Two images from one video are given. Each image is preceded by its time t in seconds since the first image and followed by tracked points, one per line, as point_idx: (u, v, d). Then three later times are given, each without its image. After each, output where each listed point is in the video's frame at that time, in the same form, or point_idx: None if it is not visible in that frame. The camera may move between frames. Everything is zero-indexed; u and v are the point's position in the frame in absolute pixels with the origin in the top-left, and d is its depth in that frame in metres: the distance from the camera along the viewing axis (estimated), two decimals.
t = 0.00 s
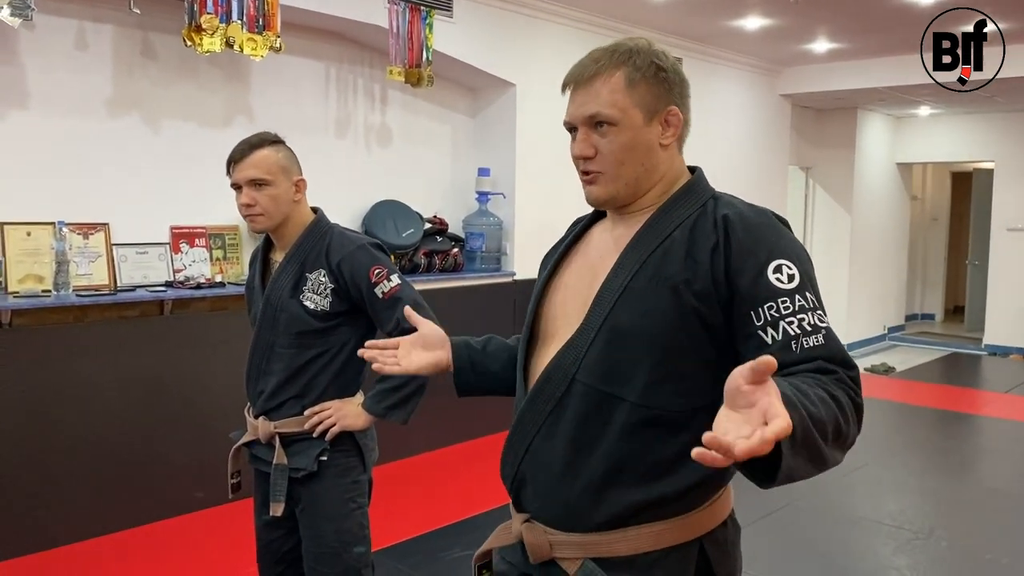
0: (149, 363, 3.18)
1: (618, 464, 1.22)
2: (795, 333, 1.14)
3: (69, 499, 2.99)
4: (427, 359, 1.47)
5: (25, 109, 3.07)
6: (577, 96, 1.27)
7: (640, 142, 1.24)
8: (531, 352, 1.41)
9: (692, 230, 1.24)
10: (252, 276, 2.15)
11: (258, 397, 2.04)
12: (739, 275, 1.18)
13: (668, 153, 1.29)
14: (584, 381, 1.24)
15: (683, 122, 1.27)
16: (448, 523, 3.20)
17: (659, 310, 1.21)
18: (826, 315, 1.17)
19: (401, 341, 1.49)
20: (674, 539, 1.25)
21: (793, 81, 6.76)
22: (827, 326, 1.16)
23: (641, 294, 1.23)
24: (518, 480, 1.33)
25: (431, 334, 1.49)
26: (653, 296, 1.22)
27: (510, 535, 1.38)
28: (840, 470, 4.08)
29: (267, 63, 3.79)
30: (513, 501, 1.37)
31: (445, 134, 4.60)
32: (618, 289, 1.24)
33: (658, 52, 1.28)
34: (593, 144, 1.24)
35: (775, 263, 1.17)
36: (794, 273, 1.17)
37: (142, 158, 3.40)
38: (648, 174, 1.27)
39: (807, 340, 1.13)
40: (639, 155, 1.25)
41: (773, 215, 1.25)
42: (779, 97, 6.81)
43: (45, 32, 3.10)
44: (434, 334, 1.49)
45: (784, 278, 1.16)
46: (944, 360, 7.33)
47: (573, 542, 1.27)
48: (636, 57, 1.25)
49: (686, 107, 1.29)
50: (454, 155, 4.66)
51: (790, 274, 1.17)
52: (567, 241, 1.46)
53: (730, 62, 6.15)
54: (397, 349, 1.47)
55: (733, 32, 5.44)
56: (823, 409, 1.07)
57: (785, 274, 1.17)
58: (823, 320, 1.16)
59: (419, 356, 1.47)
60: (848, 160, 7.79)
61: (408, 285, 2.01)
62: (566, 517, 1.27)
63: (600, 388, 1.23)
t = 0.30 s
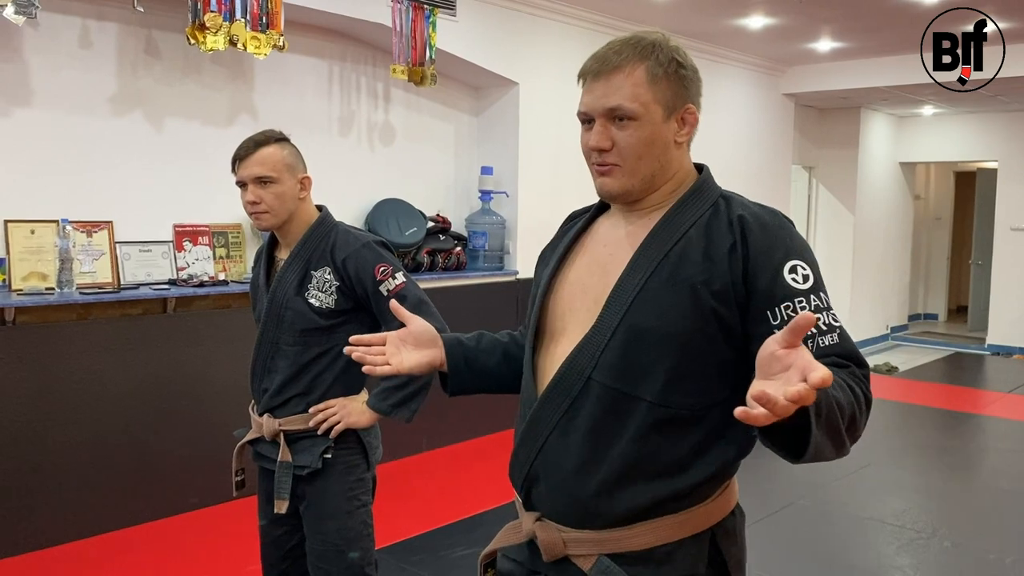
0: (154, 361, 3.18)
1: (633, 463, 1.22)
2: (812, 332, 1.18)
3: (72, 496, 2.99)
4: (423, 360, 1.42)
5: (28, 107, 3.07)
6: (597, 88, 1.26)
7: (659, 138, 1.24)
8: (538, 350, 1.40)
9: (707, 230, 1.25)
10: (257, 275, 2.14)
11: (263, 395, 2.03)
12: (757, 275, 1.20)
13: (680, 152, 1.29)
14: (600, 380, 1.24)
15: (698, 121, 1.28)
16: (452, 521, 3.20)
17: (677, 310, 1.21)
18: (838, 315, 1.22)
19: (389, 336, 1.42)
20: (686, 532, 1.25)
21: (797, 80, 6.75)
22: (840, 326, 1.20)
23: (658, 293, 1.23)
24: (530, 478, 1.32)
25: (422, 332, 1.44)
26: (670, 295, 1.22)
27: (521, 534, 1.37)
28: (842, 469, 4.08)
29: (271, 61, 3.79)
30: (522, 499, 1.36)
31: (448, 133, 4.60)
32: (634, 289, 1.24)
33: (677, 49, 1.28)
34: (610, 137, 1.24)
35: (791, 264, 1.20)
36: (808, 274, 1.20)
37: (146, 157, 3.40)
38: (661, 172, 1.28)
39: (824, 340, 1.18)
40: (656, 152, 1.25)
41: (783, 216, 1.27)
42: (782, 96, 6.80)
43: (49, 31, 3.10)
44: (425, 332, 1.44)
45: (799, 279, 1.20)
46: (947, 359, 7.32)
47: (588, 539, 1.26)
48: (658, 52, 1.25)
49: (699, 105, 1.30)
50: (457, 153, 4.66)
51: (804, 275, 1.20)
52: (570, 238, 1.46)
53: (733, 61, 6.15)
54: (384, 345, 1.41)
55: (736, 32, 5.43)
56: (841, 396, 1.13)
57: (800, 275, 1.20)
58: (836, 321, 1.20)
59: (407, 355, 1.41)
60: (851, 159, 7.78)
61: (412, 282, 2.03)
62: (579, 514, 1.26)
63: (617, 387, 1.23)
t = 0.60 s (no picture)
0: (157, 359, 3.19)
1: (658, 464, 1.22)
2: (826, 335, 1.20)
3: (76, 495, 3.00)
4: (411, 366, 1.42)
5: (32, 106, 3.08)
6: (609, 92, 1.25)
7: (672, 144, 1.25)
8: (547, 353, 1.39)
9: (724, 235, 1.26)
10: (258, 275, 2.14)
11: (265, 394, 2.04)
12: (775, 280, 1.23)
13: (688, 156, 1.31)
14: (624, 384, 1.23)
15: (705, 125, 1.30)
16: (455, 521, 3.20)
17: (700, 314, 1.22)
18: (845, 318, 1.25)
19: (374, 344, 1.42)
20: (701, 528, 1.27)
21: (800, 81, 6.74)
22: (849, 329, 1.23)
23: (681, 297, 1.23)
24: (548, 482, 1.30)
25: (407, 337, 1.43)
26: (693, 299, 1.22)
27: (536, 538, 1.34)
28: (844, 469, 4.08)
29: (274, 60, 3.79)
30: (536, 503, 1.33)
31: (451, 133, 4.60)
32: (657, 293, 1.24)
33: (685, 53, 1.28)
34: (627, 144, 1.24)
35: (804, 269, 1.24)
36: (819, 279, 1.24)
37: (149, 156, 3.41)
38: (673, 177, 1.29)
39: (836, 342, 1.20)
40: (670, 157, 1.26)
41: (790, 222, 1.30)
42: (785, 96, 6.79)
43: (53, 30, 3.11)
44: (411, 337, 1.43)
45: (812, 284, 1.23)
46: (949, 360, 7.31)
47: (608, 540, 1.26)
48: (670, 57, 1.25)
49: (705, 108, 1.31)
50: (460, 153, 4.66)
51: (816, 280, 1.24)
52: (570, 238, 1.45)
53: (736, 61, 6.14)
54: (370, 354, 1.40)
55: (739, 32, 5.43)
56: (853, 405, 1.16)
57: (812, 280, 1.23)
58: (845, 324, 1.23)
59: (394, 362, 1.41)
60: (854, 160, 7.77)
61: (414, 281, 2.02)
62: (600, 516, 1.25)
63: (642, 390, 1.22)
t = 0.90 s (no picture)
0: (159, 360, 3.20)
1: (662, 466, 1.22)
2: (821, 338, 1.21)
3: (77, 495, 3.00)
4: (435, 404, 1.39)
5: (34, 106, 3.09)
6: (605, 96, 1.25)
7: (669, 147, 1.25)
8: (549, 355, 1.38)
9: (726, 237, 1.26)
10: (261, 274, 2.15)
11: (266, 394, 2.04)
12: (775, 282, 1.23)
13: (687, 157, 1.30)
14: (630, 387, 1.22)
15: (703, 125, 1.29)
16: (455, 522, 3.20)
17: (704, 316, 1.21)
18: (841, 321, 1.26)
19: (397, 383, 1.38)
20: (704, 527, 1.27)
21: (802, 82, 6.74)
22: (844, 333, 1.24)
23: (686, 299, 1.23)
24: (552, 484, 1.30)
25: (431, 371, 1.40)
26: (697, 302, 1.22)
27: (541, 539, 1.33)
28: (845, 471, 4.07)
29: (276, 61, 3.80)
30: (539, 504, 1.32)
31: (453, 133, 4.60)
32: (662, 296, 1.23)
33: (682, 54, 1.28)
34: (625, 148, 1.24)
35: (803, 272, 1.24)
36: (816, 282, 1.25)
37: (151, 157, 3.41)
38: (671, 178, 1.29)
39: (830, 345, 1.21)
40: (667, 159, 1.26)
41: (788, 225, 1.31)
42: (788, 97, 6.79)
43: (55, 30, 3.11)
44: (434, 371, 1.40)
45: (810, 287, 1.24)
46: (951, 362, 7.30)
47: (613, 540, 1.25)
48: (666, 59, 1.25)
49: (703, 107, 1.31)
50: (462, 154, 4.66)
51: (813, 283, 1.25)
52: (571, 240, 1.45)
53: (738, 62, 6.14)
54: (395, 394, 1.37)
55: (741, 33, 5.43)
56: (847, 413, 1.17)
57: (810, 283, 1.24)
58: (841, 327, 1.23)
59: (421, 400, 1.38)
60: (856, 161, 7.77)
61: (414, 283, 2.02)
62: (604, 517, 1.25)
63: (647, 392, 1.22)
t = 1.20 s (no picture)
0: (160, 359, 3.20)
1: (647, 465, 1.23)
2: (815, 332, 1.17)
3: (77, 494, 3.01)
4: (401, 337, 1.41)
5: (36, 105, 3.09)
6: (584, 97, 1.27)
7: (649, 144, 1.25)
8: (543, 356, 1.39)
9: (713, 235, 1.25)
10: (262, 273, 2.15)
11: (267, 394, 2.05)
12: (763, 278, 1.20)
13: (673, 155, 1.30)
14: (612, 386, 1.23)
15: (688, 123, 1.28)
16: (455, 522, 3.20)
17: (685, 316, 1.21)
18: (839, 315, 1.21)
19: (372, 306, 1.41)
20: (696, 526, 1.27)
21: (803, 83, 6.74)
22: (842, 327, 1.19)
23: (668, 299, 1.23)
24: (542, 483, 1.32)
25: (405, 308, 1.43)
26: (679, 302, 1.22)
27: (532, 536, 1.36)
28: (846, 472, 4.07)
29: (278, 62, 3.80)
30: (532, 502, 1.35)
31: (454, 134, 4.61)
32: (644, 296, 1.24)
33: (663, 52, 1.28)
34: (601, 146, 1.25)
35: (794, 266, 1.20)
36: (811, 275, 1.20)
37: (152, 157, 3.42)
38: (655, 175, 1.28)
39: (826, 340, 1.16)
40: (648, 157, 1.26)
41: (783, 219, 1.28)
42: (789, 99, 6.80)
43: (57, 31, 3.12)
44: (408, 309, 1.43)
45: (803, 281, 1.20)
46: (952, 364, 7.30)
47: (602, 538, 1.26)
48: (643, 59, 1.25)
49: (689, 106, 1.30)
50: (463, 155, 4.67)
51: (807, 276, 1.20)
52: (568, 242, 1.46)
53: (740, 64, 6.14)
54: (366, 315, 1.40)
55: (742, 34, 5.43)
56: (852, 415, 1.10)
57: (803, 277, 1.20)
58: (838, 321, 1.19)
59: (388, 330, 1.41)
60: (857, 163, 7.77)
61: (415, 283, 2.05)
62: (593, 515, 1.26)
63: (629, 392, 1.22)
